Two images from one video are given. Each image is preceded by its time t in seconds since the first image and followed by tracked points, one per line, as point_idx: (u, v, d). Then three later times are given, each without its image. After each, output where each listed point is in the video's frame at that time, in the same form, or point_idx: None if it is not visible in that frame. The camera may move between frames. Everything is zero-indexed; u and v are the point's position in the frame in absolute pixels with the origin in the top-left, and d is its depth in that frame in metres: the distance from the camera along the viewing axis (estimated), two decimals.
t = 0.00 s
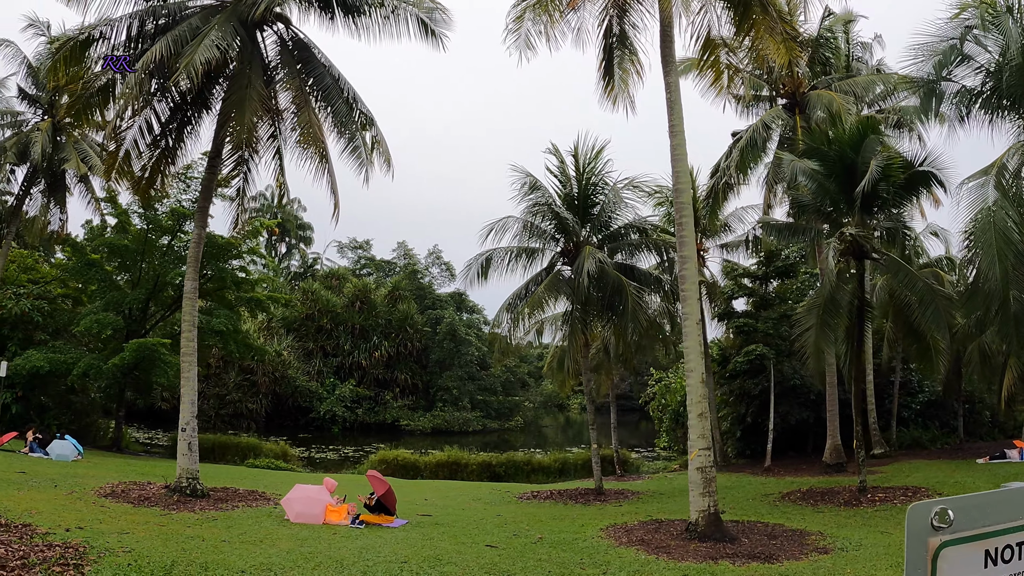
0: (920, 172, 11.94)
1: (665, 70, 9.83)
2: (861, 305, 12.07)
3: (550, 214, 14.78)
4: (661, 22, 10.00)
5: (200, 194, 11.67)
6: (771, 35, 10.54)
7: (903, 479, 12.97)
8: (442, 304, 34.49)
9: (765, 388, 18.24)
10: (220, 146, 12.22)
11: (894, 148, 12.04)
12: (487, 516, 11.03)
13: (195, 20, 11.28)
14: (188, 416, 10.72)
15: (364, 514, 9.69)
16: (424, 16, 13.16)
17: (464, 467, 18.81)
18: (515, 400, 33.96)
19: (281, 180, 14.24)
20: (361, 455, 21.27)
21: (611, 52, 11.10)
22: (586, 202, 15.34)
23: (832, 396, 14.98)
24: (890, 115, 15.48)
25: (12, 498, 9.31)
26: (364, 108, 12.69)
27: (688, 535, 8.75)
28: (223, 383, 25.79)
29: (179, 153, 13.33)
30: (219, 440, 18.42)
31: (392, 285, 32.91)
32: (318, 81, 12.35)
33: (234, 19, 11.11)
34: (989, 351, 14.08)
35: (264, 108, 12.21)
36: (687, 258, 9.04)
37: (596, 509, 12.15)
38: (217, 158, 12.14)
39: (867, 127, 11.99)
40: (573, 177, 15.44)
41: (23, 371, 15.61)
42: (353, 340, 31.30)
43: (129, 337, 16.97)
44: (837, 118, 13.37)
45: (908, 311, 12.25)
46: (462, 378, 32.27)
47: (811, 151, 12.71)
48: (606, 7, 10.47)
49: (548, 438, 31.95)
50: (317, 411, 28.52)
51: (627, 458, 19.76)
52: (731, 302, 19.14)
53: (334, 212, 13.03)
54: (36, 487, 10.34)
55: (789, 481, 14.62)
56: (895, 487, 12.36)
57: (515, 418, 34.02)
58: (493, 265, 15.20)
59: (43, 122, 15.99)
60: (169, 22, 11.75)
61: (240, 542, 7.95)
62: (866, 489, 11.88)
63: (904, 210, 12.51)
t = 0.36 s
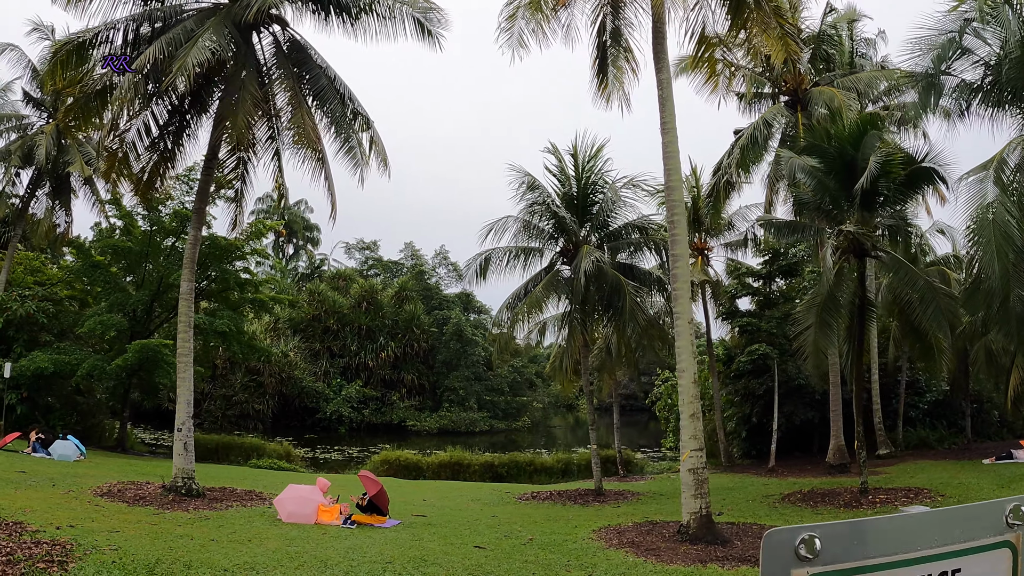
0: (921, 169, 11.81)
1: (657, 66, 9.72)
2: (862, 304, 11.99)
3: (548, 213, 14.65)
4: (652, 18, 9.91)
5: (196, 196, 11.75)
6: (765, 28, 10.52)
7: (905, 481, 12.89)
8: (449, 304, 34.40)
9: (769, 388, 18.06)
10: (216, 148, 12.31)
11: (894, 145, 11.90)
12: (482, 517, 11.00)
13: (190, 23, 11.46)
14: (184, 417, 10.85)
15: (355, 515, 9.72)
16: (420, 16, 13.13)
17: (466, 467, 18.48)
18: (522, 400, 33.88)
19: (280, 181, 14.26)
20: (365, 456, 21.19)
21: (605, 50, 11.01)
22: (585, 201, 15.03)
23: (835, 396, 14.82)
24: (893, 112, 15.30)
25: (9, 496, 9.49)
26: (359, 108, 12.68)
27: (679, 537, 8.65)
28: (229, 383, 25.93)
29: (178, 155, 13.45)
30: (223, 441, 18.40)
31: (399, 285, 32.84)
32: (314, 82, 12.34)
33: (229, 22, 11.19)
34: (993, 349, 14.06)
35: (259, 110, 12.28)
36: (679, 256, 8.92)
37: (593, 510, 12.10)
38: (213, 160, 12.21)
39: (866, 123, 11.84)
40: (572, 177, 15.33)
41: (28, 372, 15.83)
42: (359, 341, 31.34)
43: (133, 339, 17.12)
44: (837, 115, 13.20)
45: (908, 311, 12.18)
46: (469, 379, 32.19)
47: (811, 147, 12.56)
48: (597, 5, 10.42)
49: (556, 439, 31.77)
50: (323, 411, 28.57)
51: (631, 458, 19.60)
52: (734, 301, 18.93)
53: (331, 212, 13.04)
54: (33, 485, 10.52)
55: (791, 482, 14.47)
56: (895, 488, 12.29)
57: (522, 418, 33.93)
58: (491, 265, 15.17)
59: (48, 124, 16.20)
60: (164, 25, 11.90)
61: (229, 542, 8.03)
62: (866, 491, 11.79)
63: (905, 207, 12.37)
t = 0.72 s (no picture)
0: (922, 164, 11.63)
1: (649, 61, 9.55)
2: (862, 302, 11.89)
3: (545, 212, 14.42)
4: (643, 13, 9.79)
5: (191, 198, 11.78)
6: (759, 21, 10.39)
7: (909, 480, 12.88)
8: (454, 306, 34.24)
9: (774, 388, 17.78)
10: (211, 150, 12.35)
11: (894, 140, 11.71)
12: (479, 519, 10.91)
13: (183, 26, 11.62)
14: (179, 418, 10.90)
15: (348, 516, 9.67)
16: (414, 16, 13.08)
17: (469, 469, 18.02)
18: (529, 401, 33.70)
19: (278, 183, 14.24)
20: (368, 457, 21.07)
21: (598, 47, 10.87)
22: (583, 201, 14.80)
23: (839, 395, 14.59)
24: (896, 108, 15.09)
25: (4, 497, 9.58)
26: (353, 109, 12.71)
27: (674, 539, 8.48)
28: (235, 386, 25.99)
29: (175, 158, 13.52)
30: (227, 443, 18.18)
31: (404, 287, 32.71)
32: (308, 83, 12.40)
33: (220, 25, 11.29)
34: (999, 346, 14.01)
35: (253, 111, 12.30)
36: (671, 253, 8.75)
37: (592, 511, 11.98)
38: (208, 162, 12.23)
39: (866, 118, 11.67)
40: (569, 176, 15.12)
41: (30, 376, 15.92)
42: (365, 343, 31.29)
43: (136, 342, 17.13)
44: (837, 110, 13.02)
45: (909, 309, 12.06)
46: (474, 381, 32.04)
47: (810, 143, 12.39)
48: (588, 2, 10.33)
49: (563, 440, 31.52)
50: (329, 414, 28.55)
51: (635, 459, 19.33)
52: (738, 300, 18.66)
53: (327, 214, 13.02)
54: (30, 487, 10.62)
55: (795, 482, 14.25)
56: (899, 488, 12.21)
57: (529, 419, 33.74)
58: (490, 266, 15.10)
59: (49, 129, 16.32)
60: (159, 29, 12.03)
61: (217, 542, 8.03)
62: (870, 491, 11.67)
63: (907, 203, 12.21)
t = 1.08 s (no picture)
0: (925, 157, 11.43)
1: (639, 56, 9.37)
2: (865, 297, 11.79)
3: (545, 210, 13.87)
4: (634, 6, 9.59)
5: (187, 200, 11.84)
6: (754, 13, 10.16)
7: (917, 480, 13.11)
8: (462, 306, 34.17)
9: (780, 386, 17.43)
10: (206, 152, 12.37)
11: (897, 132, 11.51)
12: (475, 519, 10.86)
13: (177, 29, 11.69)
14: (175, 419, 11.03)
15: (341, 516, 9.70)
16: (409, 16, 12.98)
17: (472, 470, 17.45)
18: (538, 401, 33.56)
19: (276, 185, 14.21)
20: (374, 458, 21.03)
21: (591, 42, 10.66)
22: (583, 199, 14.28)
23: (845, 393, 14.36)
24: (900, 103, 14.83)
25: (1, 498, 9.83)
26: (348, 109, 12.65)
27: (666, 541, 8.36)
28: (242, 388, 26.08)
29: (173, 161, 13.59)
30: (232, 444, 17.96)
31: (411, 288, 32.67)
32: (303, 84, 12.37)
33: (213, 27, 11.33)
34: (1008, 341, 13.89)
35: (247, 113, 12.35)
36: (663, 250, 8.56)
37: (592, 511, 11.91)
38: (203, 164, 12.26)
39: (867, 111, 11.44)
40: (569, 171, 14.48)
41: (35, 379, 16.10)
42: (372, 344, 31.29)
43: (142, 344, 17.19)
44: (839, 103, 12.79)
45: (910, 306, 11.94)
46: (481, 381, 31.95)
47: (811, 137, 12.19)
48: None
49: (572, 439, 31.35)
50: (336, 415, 28.62)
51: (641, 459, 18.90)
52: (743, 297, 18.39)
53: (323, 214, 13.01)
54: (28, 487, 10.83)
55: (799, 481, 14.07)
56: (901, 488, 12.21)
57: (538, 419, 33.63)
58: (488, 266, 15.02)
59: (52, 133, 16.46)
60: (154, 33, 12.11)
61: (205, 542, 8.10)
62: (872, 491, 11.62)
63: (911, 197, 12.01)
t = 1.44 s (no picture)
0: (923, 153, 11.29)
1: (628, 51, 9.26)
2: (862, 295, 11.67)
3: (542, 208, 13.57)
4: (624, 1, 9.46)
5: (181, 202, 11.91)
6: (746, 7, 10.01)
7: (918, 480, 13.19)
8: (466, 305, 34.14)
9: (782, 385, 17.24)
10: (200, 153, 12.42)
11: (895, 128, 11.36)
12: (468, 519, 10.80)
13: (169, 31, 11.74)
14: (170, 419, 11.14)
15: (332, 516, 9.75)
16: (402, 15, 12.88)
17: (472, 470, 17.04)
18: (543, 401, 33.48)
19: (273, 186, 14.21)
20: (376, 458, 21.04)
21: (582, 38, 10.53)
22: (580, 197, 13.98)
23: (846, 392, 14.16)
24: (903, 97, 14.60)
25: None
26: (341, 108, 12.62)
27: (654, 542, 8.27)
28: (246, 388, 26.16)
29: (169, 162, 13.66)
30: (235, 443, 17.85)
31: (416, 288, 32.66)
32: (296, 84, 12.36)
33: (204, 29, 11.40)
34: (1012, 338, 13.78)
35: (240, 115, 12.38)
36: (652, 248, 8.44)
37: (587, 511, 11.85)
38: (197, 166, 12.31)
39: (865, 106, 11.28)
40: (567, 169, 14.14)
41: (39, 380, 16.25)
42: (376, 344, 31.29)
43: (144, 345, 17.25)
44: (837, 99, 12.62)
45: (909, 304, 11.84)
46: (486, 380, 31.86)
47: (808, 133, 12.05)
48: None
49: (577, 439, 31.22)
50: (340, 415, 28.70)
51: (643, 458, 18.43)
52: (745, 295, 18.17)
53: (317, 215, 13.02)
54: (25, 486, 10.96)
55: (799, 481, 13.92)
56: (899, 490, 12.11)
57: (543, 419, 33.56)
58: (485, 265, 14.98)
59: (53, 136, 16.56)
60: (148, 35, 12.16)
61: (191, 542, 8.29)
62: (870, 491, 11.54)
63: (910, 193, 11.87)
